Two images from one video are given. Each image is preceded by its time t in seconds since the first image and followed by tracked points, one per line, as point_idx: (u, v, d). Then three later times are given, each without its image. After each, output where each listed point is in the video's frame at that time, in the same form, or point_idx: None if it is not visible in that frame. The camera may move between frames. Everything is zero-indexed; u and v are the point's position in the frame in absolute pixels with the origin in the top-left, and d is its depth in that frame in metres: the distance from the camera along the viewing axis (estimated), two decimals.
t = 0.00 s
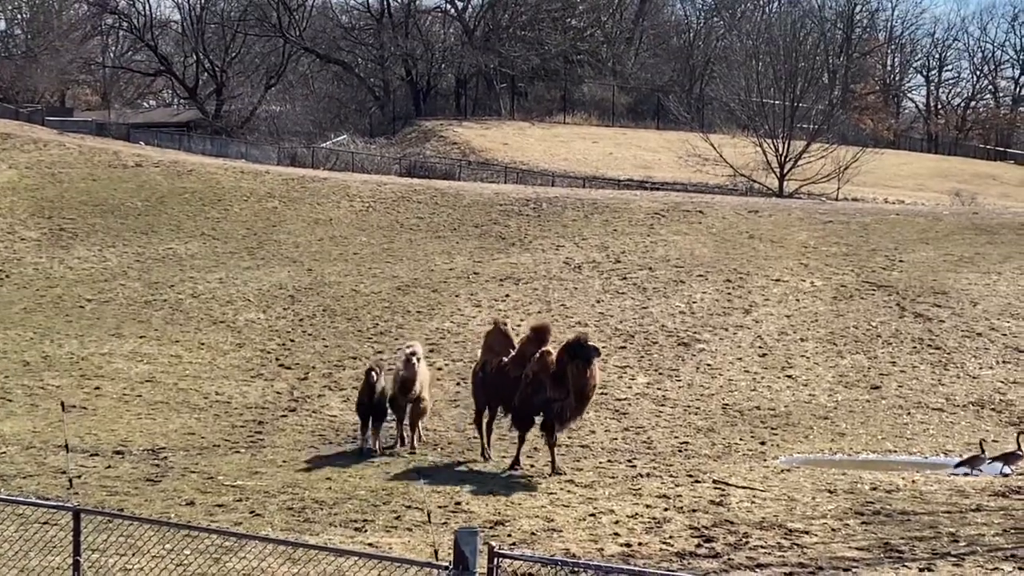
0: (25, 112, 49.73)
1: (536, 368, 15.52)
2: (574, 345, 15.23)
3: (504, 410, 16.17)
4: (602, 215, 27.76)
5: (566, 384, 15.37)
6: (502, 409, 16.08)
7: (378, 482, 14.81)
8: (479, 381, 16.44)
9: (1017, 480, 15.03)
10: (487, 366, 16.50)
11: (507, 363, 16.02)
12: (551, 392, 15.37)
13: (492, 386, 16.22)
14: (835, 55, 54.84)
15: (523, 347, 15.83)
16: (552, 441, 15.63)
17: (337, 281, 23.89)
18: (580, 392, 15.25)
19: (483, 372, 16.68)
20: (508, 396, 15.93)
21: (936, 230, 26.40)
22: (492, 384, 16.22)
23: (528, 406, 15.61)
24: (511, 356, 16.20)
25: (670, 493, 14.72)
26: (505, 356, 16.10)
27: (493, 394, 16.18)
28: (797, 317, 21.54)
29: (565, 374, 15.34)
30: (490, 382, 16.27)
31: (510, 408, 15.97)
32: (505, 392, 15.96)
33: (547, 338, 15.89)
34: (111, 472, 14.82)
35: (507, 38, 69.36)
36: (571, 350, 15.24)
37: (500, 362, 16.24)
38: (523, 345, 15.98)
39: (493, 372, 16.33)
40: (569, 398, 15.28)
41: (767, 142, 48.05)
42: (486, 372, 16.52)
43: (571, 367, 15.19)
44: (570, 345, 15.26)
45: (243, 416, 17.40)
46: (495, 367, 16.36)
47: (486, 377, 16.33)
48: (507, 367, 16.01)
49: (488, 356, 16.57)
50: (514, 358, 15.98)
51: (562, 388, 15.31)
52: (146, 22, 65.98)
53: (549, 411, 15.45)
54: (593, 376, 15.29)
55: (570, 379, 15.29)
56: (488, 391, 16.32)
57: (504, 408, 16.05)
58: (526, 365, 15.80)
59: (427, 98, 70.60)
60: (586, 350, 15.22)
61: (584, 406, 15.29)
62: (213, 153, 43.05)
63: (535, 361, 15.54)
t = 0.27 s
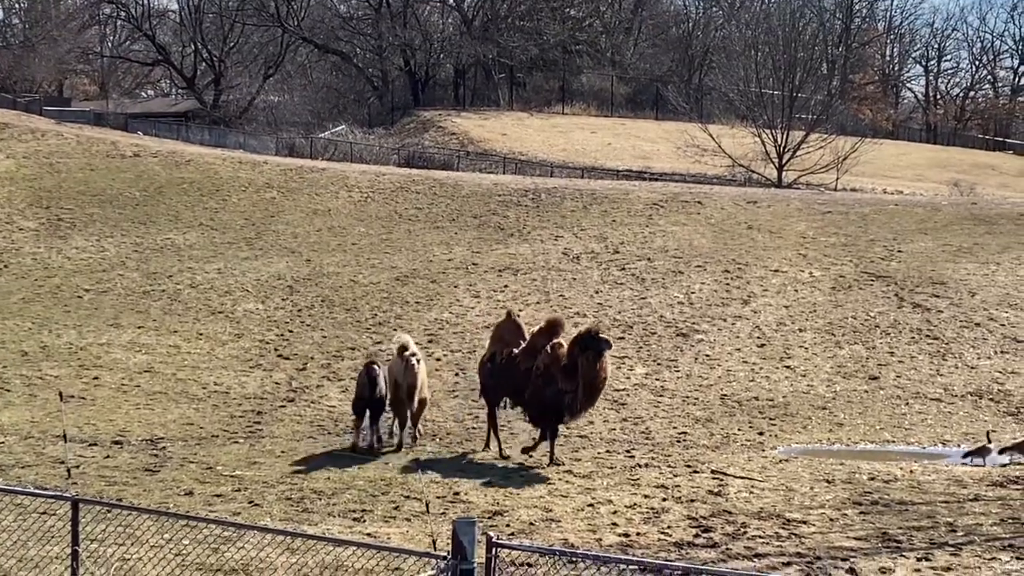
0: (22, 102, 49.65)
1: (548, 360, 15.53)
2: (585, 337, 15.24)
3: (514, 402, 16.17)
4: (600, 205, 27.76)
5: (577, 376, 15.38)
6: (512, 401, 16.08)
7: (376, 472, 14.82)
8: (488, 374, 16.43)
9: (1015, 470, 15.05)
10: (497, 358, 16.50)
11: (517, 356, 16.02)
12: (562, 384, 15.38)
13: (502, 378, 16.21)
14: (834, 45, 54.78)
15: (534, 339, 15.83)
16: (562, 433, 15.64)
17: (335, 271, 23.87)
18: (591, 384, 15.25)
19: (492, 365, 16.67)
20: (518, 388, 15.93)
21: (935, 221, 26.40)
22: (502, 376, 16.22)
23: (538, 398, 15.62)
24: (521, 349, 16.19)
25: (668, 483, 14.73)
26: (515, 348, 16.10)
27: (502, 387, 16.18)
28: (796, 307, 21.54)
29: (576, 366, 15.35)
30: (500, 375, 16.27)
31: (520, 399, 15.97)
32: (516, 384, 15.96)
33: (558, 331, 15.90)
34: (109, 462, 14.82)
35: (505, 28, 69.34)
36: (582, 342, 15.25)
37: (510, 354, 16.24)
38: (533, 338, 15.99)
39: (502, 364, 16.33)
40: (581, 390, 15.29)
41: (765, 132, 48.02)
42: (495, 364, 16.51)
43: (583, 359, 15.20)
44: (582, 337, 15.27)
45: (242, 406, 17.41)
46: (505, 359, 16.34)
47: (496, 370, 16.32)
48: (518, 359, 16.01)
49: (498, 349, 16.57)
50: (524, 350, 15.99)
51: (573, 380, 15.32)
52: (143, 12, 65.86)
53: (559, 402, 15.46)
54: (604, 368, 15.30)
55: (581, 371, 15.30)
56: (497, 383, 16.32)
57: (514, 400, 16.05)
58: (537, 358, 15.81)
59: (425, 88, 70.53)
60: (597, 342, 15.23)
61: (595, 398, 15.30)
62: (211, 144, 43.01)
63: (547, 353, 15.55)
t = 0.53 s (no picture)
0: (18, 88, 49.55)
1: (557, 348, 15.55)
2: (598, 327, 15.31)
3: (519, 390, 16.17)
4: (597, 191, 27.74)
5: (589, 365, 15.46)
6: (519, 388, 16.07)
7: (373, 459, 14.83)
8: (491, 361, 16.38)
9: (1011, 455, 15.07)
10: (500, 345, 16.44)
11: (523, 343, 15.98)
12: (574, 373, 15.43)
13: (507, 366, 16.18)
14: (831, 31, 54.70)
15: (542, 327, 15.81)
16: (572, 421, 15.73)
17: (332, 258, 23.86)
18: (604, 374, 15.34)
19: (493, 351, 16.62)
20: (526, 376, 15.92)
21: (932, 206, 26.39)
22: (507, 363, 16.18)
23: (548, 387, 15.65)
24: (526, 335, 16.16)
25: (664, 469, 14.75)
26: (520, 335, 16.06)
27: (508, 374, 16.16)
28: (793, 293, 21.54)
29: (588, 355, 15.42)
30: (505, 362, 16.23)
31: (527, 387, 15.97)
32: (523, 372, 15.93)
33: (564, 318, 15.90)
34: (106, 449, 14.82)
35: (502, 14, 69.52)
36: (596, 332, 15.32)
37: (515, 342, 16.20)
38: (539, 325, 15.97)
39: (506, 351, 16.29)
40: (594, 379, 15.38)
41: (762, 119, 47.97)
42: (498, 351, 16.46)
43: (597, 350, 15.28)
44: (595, 327, 15.34)
45: (239, 393, 17.41)
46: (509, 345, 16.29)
47: (501, 357, 16.28)
48: (524, 346, 15.99)
49: (499, 335, 16.50)
50: (530, 338, 15.97)
51: (586, 370, 15.39)
52: None
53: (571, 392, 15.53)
54: (616, 358, 15.40)
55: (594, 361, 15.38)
56: (502, 371, 16.28)
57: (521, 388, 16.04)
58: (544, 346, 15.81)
59: (421, 74, 70.43)
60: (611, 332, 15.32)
61: (607, 388, 15.42)
62: (208, 130, 42.95)
63: (557, 340, 15.57)
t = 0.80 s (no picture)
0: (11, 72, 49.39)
1: (564, 334, 15.52)
2: (606, 314, 15.27)
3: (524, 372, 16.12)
4: (592, 174, 27.72)
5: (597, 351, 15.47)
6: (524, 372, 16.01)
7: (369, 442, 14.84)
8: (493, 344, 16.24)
9: (1006, 436, 15.11)
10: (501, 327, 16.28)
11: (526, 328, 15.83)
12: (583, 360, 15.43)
13: (511, 349, 16.07)
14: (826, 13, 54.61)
15: (546, 312, 15.65)
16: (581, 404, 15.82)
17: (327, 241, 23.83)
18: (614, 359, 15.37)
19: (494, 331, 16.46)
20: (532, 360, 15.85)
21: (926, 188, 26.39)
22: (511, 347, 16.06)
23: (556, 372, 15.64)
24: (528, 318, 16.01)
25: (659, 452, 14.77)
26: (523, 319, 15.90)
27: (512, 358, 16.07)
28: (788, 275, 21.54)
29: (597, 342, 15.42)
30: (508, 346, 16.11)
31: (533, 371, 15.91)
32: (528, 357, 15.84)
33: (568, 302, 15.78)
34: (102, 433, 14.82)
35: None
36: (603, 319, 15.30)
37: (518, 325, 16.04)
38: (544, 309, 15.74)
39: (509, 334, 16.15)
40: (603, 366, 15.42)
41: (756, 101, 47.91)
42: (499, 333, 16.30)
43: (605, 336, 15.29)
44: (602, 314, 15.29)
45: (234, 376, 17.41)
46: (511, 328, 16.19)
47: (504, 340, 16.14)
48: (527, 331, 15.85)
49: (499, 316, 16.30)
50: (534, 321, 15.83)
51: (595, 356, 15.40)
52: None
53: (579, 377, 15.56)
54: (624, 343, 15.41)
55: (603, 347, 15.39)
56: (506, 354, 16.17)
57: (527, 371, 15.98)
58: (550, 330, 15.70)
59: (415, 57, 70.29)
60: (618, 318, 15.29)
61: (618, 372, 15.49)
62: (201, 113, 42.86)
63: (563, 326, 15.53)
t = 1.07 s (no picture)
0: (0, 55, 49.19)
1: (565, 316, 15.63)
2: (611, 296, 15.46)
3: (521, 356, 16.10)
4: (583, 156, 27.70)
5: (599, 334, 15.61)
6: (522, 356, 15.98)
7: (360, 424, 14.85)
8: (491, 327, 16.19)
9: (996, 417, 15.14)
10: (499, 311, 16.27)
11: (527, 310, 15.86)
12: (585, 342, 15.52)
13: (509, 332, 16.05)
14: None
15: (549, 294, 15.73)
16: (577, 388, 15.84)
17: (318, 224, 23.79)
18: (617, 342, 15.51)
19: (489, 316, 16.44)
20: (532, 343, 15.85)
21: (917, 169, 26.41)
22: (509, 330, 16.03)
23: (555, 355, 15.68)
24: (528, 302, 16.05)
25: (650, 433, 14.79)
26: (524, 301, 15.93)
27: (510, 341, 16.04)
28: (779, 257, 21.55)
29: (600, 324, 15.56)
30: (506, 329, 16.08)
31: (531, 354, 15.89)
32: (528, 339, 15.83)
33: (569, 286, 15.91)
34: (93, 416, 14.81)
35: None
36: (607, 302, 15.48)
37: (517, 307, 16.06)
38: (544, 291, 15.95)
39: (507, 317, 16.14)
40: (606, 348, 15.54)
41: (747, 83, 47.86)
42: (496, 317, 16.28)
43: (608, 319, 15.45)
44: (607, 296, 15.47)
45: (225, 359, 17.40)
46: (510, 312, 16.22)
47: (502, 323, 16.11)
48: (528, 313, 15.88)
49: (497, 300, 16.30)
50: (535, 304, 15.89)
51: (598, 338, 15.53)
52: None
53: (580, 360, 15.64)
54: (627, 327, 15.60)
55: (606, 330, 15.55)
56: (503, 337, 16.15)
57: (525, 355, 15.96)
58: (552, 313, 15.76)
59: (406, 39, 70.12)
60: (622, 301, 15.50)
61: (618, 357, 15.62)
62: (192, 96, 42.74)
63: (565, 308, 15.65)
